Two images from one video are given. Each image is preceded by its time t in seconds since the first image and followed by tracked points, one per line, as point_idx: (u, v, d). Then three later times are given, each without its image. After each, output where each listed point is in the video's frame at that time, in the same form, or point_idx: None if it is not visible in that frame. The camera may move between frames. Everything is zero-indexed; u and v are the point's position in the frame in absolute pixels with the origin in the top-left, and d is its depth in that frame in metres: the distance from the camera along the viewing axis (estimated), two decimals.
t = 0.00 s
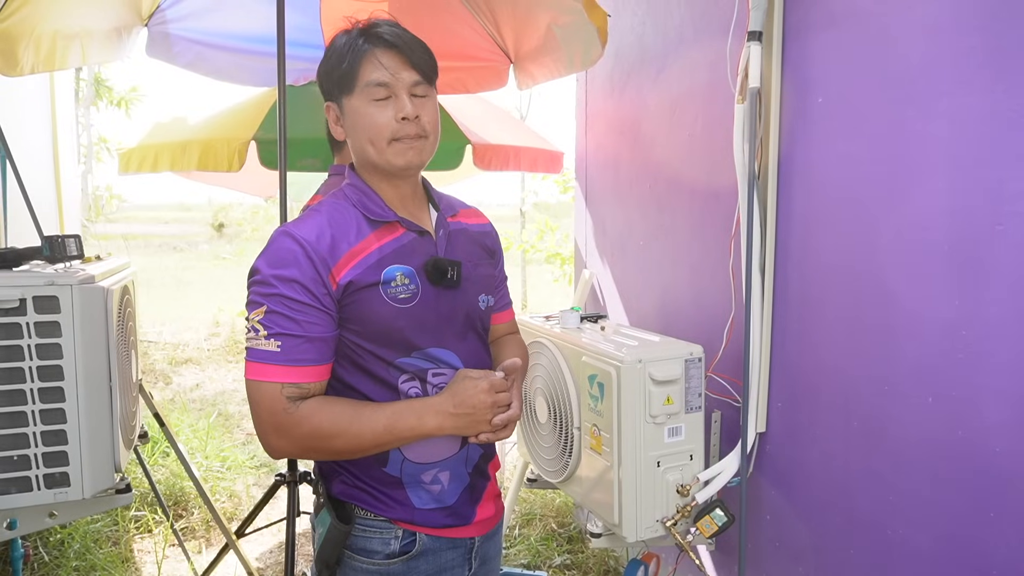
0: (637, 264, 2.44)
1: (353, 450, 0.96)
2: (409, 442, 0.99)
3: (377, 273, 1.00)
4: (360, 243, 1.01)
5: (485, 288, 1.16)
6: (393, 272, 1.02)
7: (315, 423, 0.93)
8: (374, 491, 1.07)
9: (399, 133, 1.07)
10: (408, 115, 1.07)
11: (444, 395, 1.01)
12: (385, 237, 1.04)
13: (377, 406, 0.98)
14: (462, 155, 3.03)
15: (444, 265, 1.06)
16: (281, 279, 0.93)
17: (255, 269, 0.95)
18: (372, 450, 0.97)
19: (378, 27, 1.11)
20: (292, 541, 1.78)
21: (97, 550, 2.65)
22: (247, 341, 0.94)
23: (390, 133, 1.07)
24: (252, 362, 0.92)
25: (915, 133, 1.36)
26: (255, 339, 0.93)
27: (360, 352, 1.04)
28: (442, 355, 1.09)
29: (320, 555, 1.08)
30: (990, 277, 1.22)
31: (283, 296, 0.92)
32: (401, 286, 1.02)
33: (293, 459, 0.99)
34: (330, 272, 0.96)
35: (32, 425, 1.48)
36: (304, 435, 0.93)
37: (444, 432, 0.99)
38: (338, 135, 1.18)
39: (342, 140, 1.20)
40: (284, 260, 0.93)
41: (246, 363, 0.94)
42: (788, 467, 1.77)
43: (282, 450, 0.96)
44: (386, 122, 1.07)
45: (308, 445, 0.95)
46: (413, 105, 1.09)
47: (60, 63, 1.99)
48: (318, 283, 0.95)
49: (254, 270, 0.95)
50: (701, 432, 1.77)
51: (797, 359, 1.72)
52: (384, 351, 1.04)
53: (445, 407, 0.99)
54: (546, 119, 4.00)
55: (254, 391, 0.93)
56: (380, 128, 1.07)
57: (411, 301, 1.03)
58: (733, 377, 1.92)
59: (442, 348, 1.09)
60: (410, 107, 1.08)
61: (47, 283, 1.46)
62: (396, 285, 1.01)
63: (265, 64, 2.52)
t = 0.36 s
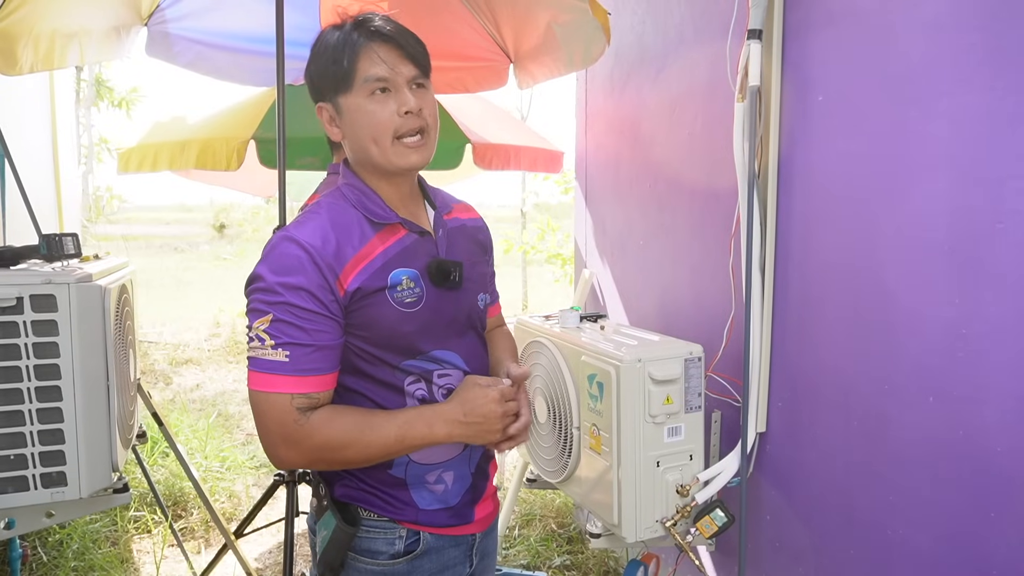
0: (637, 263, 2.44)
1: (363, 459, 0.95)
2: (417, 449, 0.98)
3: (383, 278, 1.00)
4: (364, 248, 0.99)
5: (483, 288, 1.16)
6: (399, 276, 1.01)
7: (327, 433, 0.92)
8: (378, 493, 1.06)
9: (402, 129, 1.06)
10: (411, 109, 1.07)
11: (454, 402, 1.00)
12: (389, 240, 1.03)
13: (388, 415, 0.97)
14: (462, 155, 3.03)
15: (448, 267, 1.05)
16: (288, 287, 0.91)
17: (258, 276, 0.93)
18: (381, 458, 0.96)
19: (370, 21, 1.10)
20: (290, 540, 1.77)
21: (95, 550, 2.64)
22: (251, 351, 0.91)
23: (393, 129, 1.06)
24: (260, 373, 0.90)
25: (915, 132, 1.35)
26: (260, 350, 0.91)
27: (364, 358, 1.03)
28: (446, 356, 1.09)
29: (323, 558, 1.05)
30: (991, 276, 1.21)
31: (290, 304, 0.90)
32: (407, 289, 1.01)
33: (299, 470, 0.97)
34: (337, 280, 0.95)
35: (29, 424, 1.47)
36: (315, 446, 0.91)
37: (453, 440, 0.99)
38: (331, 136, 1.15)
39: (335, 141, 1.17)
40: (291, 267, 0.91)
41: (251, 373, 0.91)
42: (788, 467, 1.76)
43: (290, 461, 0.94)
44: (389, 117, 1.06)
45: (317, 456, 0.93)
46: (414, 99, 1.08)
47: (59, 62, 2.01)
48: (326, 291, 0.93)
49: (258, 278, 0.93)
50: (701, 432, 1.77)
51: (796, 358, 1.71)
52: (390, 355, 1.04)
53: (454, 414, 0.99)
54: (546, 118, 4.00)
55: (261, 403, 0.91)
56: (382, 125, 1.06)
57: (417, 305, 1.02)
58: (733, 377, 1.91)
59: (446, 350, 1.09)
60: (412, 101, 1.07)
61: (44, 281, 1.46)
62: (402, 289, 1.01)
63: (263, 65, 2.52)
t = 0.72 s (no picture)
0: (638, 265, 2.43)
1: (382, 464, 0.95)
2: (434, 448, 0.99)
3: (390, 282, 1.00)
4: (369, 253, 0.99)
5: (479, 284, 1.16)
6: (405, 279, 1.01)
7: (344, 441, 0.91)
8: (389, 497, 1.06)
9: (393, 127, 1.06)
10: (399, 106, 1.06)
11: (464, 397, 0.99)
12: (391, 244, 1.02)
13: (401, 417, 0.97)
14: (463, 157, 3.04)
15: (453, 266, 1.05)
16: (297, 297, 0.90)
17: (265, 288, 0.92)
18: (400, 460, 0.96)
19: (345, 26, 1.10)
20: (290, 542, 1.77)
21: (95, 552, 2.65)
22: (263, 364, 0.89)
23: (384, 129, 1.06)
24: (274, 386, 0.89)
25: (915, 134, 1.35)
26: (272, 362, 0.89)
27: (372, 363, 1.03)
28: (453, 357, 1.09)
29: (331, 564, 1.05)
30: (991, 278, 1.21)
31: (300, 315, 0.90)
32: (414, 293, 1.01)
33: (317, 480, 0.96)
34: (346, 287, 0.95)
35: (29, 426, 1.47)
36: (333, 455, 0.91)
37: (467, 435, 0.99)
38: (320, 145, 1.14)
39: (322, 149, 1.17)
40: (299, 278, 0.91)
41: (262, 387, 0.90)
42: (788, 469, 1.76)
43: (308, 473, 0.93)
44: (377, 117, 1.05)
45: (335, 465, 0.93)
46: (401, 97, 1.08)
47: (60, 64, 2.01)
48: (335, 299, 0.93)
49: (265, 291, 0.92)
50: (701, 434, 1.76)
51: (797, 361, 1.71)
52: (398, 359, 1.04)
53: (466, 409, 0.98)
54: (547, 120, 4.00)
55: (276, 416, 0.90)
56: (372, 126, 1.05)
57: (424, 307, 1.03)
58: (733, 379, 1.91)
59: (452, 350, 1.09)
60: (399, 98, 1.07)
61: (44, 284, 1.45)
62: (409, 292, 1.01)
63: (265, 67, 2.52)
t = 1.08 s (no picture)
0: (639, 265, 2.43)
1: (385, 455, 0.95)
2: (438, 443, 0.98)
3: (407, 278, 1.00)
4: (388, 248, 1.00)
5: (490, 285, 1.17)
6: (421, 276, 1.01)
7: (351, 430, 0.91)
8: (393, 495, 1.06)
9: (424, 134, 1.06)
10: (433, 116, 1.06)
11: (470, 395, 1.00)
12: (409, 241, 1.03)
13: (408, 410, 0.97)
14: (464, 158, 3.05)
15: (468, 267, 1.06)
16: (314, 284, 0.90)
17: (284, 274, 0.92)
18: (404, 454, 0.96)
19: (401, 25, 1.10)
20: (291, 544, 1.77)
21: (96, 553, 2.65)
22: (278, 349, 0.89)
23: (415, 133, 1.06)
24: (285, 370, 0.88)
25: (917, 135, 1.35)
26: (286, 347, 0.89)
27: (382, 357, 1.02)
28: (459, 353, 1.10)
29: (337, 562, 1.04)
30: (993, 280, 1.21)
31: (318, 303, 0.89)
32: (429, 289, 1.02)
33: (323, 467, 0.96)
34: (363, 279, 0.95)
35: (31, 427, 1.48)
36: (340, 443, 0.91)
37: (472, 433, 0.99)
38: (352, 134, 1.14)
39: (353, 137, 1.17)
40: (318, 267, 0.91)
41: (274, 371, 0.90)
42: (790, 471, 1.76)
43: (314, 459, 0.93)
44: (411, 121, 1.06)
45: (341, 453, 0.93)
46: (438, 107, 1.08)
47: (62, 66, 2.01)
48: (353, 290, 0.93)
49: (283, 276, 0.92)
50: (703, 435, 1.77)
51: (798, 362, 1.71)
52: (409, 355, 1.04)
53: (472, 407, 0.98)
54: (547, 121, 4.01)
55: (285, 401, 0.90)
56: (404, 128, 1.06)
57: (438, 305, 1.03)
58: (734, 380, 1.91)
59: (458, 347, 1.09)
60: (435, 108, 1.07)
61: (46, 285, 1.46)
62: (424, 289, 1.01)
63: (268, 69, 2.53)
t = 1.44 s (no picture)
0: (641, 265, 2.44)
1: (387, 435, 0.95)
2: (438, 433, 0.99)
3: (426, 268, 1.01)
4: (411, 236, 1.01)
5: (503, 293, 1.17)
6: (439, 269, 1.02)
7: (358, 405, 0.91)
8: (391, 486, 1.07)
9: (463, 140, 1.07)
10: (477, 126, 1.07)
11: (475, 390, 1.02)
12: (432, 236, 1.04)
13: (412, 395, 0.97)
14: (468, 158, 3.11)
15: (484, 270, 1.07)
16: (338, 259, 0.92)
17: (311, 247, 0.94)
18: (403, 438, 0.96)
19: (476, 37, 1.12)
20: (295, 541, 1.78)
21: (99, 551, 2.65)
22: (295, 317, 0.91)
23: (454, 137, 1.07)
24: (299, 339, 0.90)
25: (919, 135, 1.35)
26: (304, 317, 0.91)
27: (394, 343, 1.03)
28: (464, 351, 1.10)
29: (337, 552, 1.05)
30: (995, 279, 1.21)
31: (339, 276, 0.91)
32: (445, 284, 1.03)
33: (321, 440, 0.95)
34: (386, 261, 0.97)
35: (37, 425, 1.48)
36: (343, 417, 0.91)
37: (472, 426, 1.00)
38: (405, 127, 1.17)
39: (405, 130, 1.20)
40: (344, 242, 0.93)
41: (288, 338, 0.91)
42: (792, 469, 1.77)
43: (314, 429, 0.93)
44: (454, 125, 1.07)
45: (344, 427, 0.92)
46: (484, 119, 1.09)
47: (66, 65, 2.04)
48: (374, 269, 0.95)
49: (310, 248, 0.94)
50: (705, 435, 1.77)
51: (800, 362, 1.71)
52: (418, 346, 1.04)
53: (476, 402, 1.00)
54: (549, 121, 4.03)
55: (295, 367, 0.90)
56: (445, 130, 1.07)
57: (452, 300, 1.03)
58: (736, 379, 1.91)
59: (463, 346, 1.10)
60: (481, 119, 1.08)
61: (51, 284, 1.46)
62: (441, 282, 1.02)
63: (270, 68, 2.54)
